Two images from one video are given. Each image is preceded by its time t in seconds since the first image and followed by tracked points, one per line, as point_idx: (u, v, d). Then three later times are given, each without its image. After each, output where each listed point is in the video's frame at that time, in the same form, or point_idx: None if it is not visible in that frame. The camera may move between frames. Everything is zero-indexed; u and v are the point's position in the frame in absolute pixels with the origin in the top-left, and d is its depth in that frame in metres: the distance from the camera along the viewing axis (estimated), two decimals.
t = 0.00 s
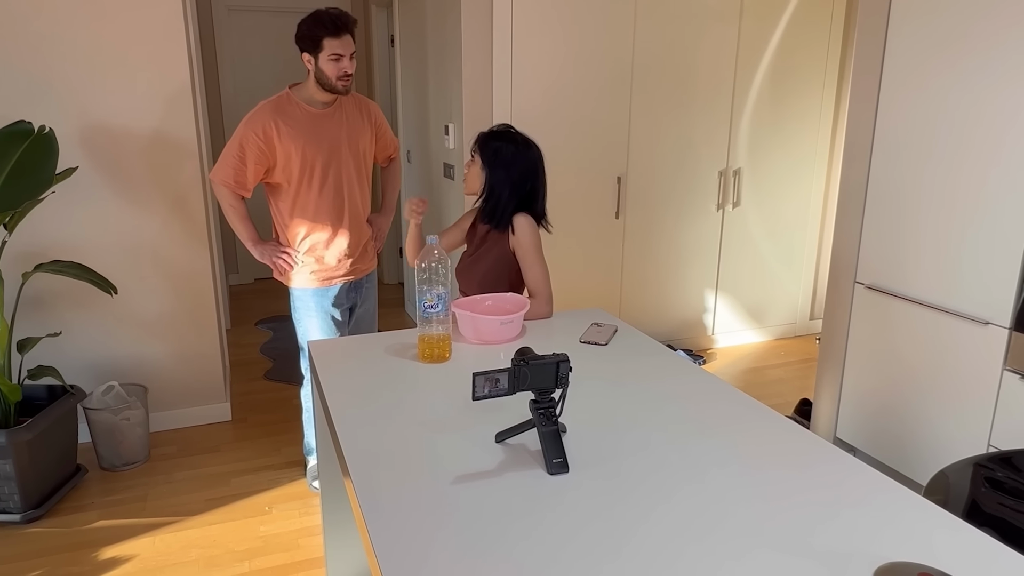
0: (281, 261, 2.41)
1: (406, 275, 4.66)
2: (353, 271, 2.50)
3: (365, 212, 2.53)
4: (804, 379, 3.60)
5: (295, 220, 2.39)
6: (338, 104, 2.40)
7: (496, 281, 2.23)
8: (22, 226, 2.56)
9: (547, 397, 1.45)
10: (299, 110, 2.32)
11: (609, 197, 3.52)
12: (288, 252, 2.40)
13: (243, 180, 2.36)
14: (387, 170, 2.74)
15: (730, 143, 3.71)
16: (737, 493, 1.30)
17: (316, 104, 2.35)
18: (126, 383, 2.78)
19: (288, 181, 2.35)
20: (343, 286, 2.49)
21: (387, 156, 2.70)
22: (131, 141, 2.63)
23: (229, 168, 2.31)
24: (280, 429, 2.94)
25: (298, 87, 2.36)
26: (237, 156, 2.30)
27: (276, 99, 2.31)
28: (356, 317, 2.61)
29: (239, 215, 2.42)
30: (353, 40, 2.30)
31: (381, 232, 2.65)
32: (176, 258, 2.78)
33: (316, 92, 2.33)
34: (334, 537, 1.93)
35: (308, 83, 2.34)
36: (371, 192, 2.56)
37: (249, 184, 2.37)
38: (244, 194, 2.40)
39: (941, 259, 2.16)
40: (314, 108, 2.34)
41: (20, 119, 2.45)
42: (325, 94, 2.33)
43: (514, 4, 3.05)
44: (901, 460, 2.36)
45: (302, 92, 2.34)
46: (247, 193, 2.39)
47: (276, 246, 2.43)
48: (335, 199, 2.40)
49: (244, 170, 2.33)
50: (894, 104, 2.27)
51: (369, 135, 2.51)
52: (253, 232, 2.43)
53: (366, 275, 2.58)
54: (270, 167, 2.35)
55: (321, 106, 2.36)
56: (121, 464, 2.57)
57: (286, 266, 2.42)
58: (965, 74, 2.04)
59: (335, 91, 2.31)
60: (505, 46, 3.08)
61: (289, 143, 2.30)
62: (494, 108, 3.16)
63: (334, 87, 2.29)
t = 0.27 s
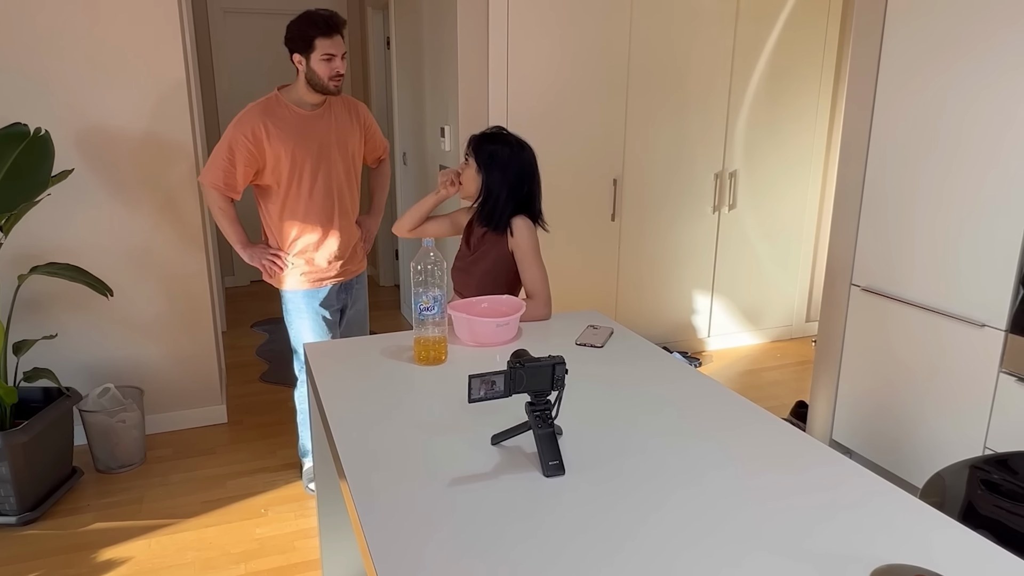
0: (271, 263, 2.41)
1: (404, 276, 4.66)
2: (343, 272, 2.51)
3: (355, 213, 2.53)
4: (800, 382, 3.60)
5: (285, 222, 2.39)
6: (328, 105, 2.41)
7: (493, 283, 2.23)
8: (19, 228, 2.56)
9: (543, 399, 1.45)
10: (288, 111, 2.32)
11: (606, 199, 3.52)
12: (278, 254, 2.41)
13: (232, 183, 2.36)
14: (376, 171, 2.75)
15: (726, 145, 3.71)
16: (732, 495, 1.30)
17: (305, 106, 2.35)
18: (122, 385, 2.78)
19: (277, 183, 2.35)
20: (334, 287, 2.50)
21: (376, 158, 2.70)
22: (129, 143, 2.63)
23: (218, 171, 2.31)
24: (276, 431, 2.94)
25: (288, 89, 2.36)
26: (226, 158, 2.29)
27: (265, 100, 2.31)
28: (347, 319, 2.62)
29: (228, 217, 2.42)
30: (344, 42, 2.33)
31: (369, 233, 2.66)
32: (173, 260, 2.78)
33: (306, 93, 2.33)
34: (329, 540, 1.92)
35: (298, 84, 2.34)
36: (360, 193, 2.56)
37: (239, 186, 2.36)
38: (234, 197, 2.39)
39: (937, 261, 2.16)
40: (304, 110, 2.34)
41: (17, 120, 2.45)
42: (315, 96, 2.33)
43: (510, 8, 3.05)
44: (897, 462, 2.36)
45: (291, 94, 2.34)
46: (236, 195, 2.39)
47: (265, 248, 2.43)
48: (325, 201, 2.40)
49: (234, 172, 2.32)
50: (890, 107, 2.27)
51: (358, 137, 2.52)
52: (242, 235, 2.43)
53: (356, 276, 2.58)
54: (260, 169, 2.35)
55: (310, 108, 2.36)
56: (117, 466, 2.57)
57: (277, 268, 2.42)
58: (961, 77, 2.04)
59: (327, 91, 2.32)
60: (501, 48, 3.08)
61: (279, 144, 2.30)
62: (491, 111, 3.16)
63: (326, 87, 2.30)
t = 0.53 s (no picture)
0: (269, 268, 2.48)
1: (404, 277, 4.73)
2: (336, 273, 2.60)
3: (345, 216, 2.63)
4: (789, 380, 3.67)
5: (281, 228, 2.47)
6: (317, 113, 2.49)
7: (490, 283, 2.30)
8: (32, 231, 2.63)
9: (539, 397, 1.52)
10: (281, 120, 2.40)
11: (601, 203, 3.59)
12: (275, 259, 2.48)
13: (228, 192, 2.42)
14: (359, 175, 2.84)
15: (716, 151, 3.78)
16: (718, 489, 1.37)
17: (297, 114, 2.43)
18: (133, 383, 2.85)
19: (273, 190, 2.42)
20: (331, 290, 2.59)
21: (359, 162, 2.79)
22: (138, 149, 2.70)
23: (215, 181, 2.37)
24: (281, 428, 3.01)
25: (278, 98, 2.44)
26: (222, 169, 2.35)
27: (258, 110, 2.38)
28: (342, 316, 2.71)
29: (223, 226, 2.47)
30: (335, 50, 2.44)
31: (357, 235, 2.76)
32: (180, 262, 2.85)
33: (298, 101, 2.41)
34: (334, 531, 2.00)
35: (289, 93, 2.41)
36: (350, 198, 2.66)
37: (234, 195, 2.43)
38: (229, 205, 2.45)
39: (921, 263, 2.23)
40: (295, 118, 2.42)
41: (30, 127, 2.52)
42: (307, 103, 2.41)
43: (508, 17, 3.12)
44: (881, 457, 2.43)
45: (283, 103, 2.42)
46: (231, 204, 2.45)
47: (261, 253, 2.50)
48: (318, 205, 2.49)
49: (230, 182, 2.39)
50: (877, 115, 2.34)
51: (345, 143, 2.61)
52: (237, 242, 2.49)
53: (349, 276, 2.68)
54: (255, 178, 2.42)
55: (301, 116, 2.44)
56: (128, 461, 2.64)
57: (274, 273, 2.49)
58: (944, 86, 2.11)
59: (324, 96, 2.41)
60: (499, 56, 3.15)
61: (273, 153, 2.37)
62: (490, 117, 3.23)
63: (323, 92, 2.40)
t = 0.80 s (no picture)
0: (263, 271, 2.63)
1: (408, 279, 4.86)
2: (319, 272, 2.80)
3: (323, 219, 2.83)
4: (769, 376, 3.80)
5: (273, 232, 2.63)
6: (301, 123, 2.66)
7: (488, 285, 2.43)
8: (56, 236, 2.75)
9: (535, 392, 1.64)
10: (277, 131, 2.54)
11: (593, 211, 3.71)
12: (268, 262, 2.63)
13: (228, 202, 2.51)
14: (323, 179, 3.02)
15: (701, 161, 3.91)
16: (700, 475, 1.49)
17: (288, 125, 2.59)
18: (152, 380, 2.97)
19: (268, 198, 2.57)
20: (317, 288, 2.79)
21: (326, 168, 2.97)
22: (155, 157, 2.83)
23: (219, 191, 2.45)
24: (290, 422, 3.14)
25: (269, 110, 2.57)
26: (226, 180, 2.44)
27: (256, 122, 2.50)
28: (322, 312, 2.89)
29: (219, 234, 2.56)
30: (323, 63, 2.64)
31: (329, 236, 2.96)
32: (195, 265, 2.98)
33: (291, 113, 2.57)
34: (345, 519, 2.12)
35: (282, 106, 2.56)
36: (324, 201, 2.88)
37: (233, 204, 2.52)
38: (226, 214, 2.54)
39: (898, 266, 2.35)
40: (288, 129, 2.58)
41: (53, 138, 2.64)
42: (299, 115, 2.59)
43: (506, 32, 3.24)
44: (858, 450, 2.57)
45: (276, 115, 2.56)
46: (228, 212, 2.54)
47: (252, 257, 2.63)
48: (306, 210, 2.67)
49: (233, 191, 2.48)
50: (856, 127, 2.47)
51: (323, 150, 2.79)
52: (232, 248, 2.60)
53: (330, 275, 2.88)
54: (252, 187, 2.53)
55: (292, 127, 2.60)
56: (148, 453, 2.76)
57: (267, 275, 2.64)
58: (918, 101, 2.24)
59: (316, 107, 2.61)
60: (497, 69, 3.27)
61: (272, 163, 2.52)
62: (489, 127, 3.35)
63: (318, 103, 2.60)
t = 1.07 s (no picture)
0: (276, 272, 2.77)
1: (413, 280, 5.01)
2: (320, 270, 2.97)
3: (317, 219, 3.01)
4: (753, 372, 3.94)
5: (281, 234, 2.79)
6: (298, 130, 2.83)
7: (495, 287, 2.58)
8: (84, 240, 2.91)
9: (534, 388, 1.77)
10: (283, 139, 2.70)
11: (587, 218, 3.86)
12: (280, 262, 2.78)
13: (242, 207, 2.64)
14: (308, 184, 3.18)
15: (689, 170, 4.05)
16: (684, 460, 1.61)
17: (290, 133, 2.76)
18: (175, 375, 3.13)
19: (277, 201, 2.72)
20: (320, 285, 2.96)
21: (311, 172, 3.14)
22: (176, 166, 2.98)
23: (236, 197, 2.58)
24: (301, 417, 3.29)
25: (272, 119, 2.72)
26: (242, 186, 2.58)
27: (264, 131, 2.65)
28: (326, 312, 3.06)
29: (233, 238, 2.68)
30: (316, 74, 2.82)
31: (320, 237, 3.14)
32: (213, 267, 3.13)
33: (293, 121, 2.74)
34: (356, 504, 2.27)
35: (285, 115, 2.72)
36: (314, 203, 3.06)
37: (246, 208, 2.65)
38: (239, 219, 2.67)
39: (875, 269, 2.50)
40: (291, 136, 2.75)
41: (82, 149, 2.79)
42: (300, 123, 2.76)
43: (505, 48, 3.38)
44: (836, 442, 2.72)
45: (280, 123, 2.72)
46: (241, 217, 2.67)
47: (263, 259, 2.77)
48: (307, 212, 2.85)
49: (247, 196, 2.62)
50: (837, 139, 2.61)
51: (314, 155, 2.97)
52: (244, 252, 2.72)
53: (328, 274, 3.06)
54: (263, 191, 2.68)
55: (293, 134, 2.77)
56: (171, 445, 2.91)
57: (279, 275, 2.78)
58: (893, 116, 2.38)
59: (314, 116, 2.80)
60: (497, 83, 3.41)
61: (281, 168, 2.68)
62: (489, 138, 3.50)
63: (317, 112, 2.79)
